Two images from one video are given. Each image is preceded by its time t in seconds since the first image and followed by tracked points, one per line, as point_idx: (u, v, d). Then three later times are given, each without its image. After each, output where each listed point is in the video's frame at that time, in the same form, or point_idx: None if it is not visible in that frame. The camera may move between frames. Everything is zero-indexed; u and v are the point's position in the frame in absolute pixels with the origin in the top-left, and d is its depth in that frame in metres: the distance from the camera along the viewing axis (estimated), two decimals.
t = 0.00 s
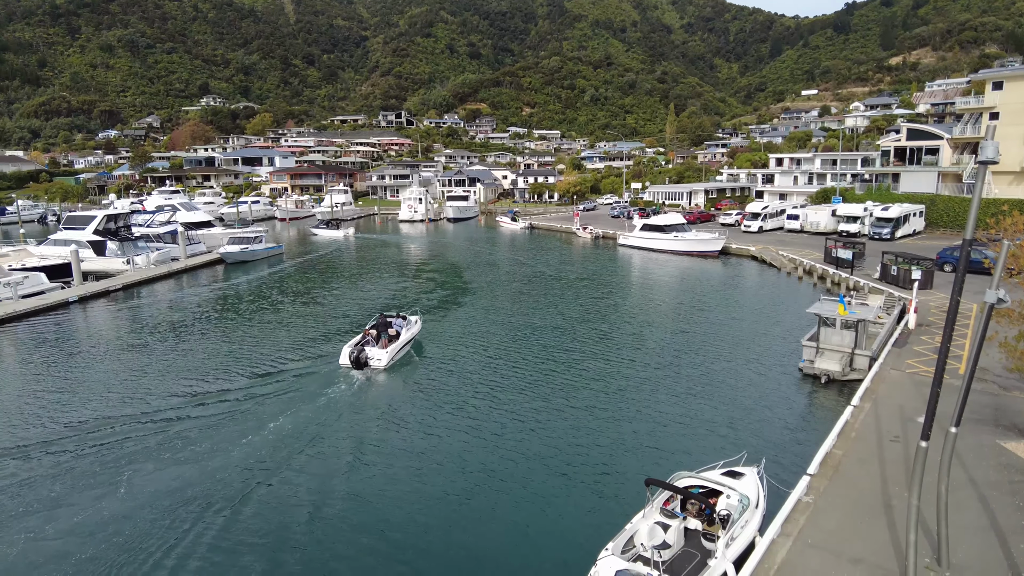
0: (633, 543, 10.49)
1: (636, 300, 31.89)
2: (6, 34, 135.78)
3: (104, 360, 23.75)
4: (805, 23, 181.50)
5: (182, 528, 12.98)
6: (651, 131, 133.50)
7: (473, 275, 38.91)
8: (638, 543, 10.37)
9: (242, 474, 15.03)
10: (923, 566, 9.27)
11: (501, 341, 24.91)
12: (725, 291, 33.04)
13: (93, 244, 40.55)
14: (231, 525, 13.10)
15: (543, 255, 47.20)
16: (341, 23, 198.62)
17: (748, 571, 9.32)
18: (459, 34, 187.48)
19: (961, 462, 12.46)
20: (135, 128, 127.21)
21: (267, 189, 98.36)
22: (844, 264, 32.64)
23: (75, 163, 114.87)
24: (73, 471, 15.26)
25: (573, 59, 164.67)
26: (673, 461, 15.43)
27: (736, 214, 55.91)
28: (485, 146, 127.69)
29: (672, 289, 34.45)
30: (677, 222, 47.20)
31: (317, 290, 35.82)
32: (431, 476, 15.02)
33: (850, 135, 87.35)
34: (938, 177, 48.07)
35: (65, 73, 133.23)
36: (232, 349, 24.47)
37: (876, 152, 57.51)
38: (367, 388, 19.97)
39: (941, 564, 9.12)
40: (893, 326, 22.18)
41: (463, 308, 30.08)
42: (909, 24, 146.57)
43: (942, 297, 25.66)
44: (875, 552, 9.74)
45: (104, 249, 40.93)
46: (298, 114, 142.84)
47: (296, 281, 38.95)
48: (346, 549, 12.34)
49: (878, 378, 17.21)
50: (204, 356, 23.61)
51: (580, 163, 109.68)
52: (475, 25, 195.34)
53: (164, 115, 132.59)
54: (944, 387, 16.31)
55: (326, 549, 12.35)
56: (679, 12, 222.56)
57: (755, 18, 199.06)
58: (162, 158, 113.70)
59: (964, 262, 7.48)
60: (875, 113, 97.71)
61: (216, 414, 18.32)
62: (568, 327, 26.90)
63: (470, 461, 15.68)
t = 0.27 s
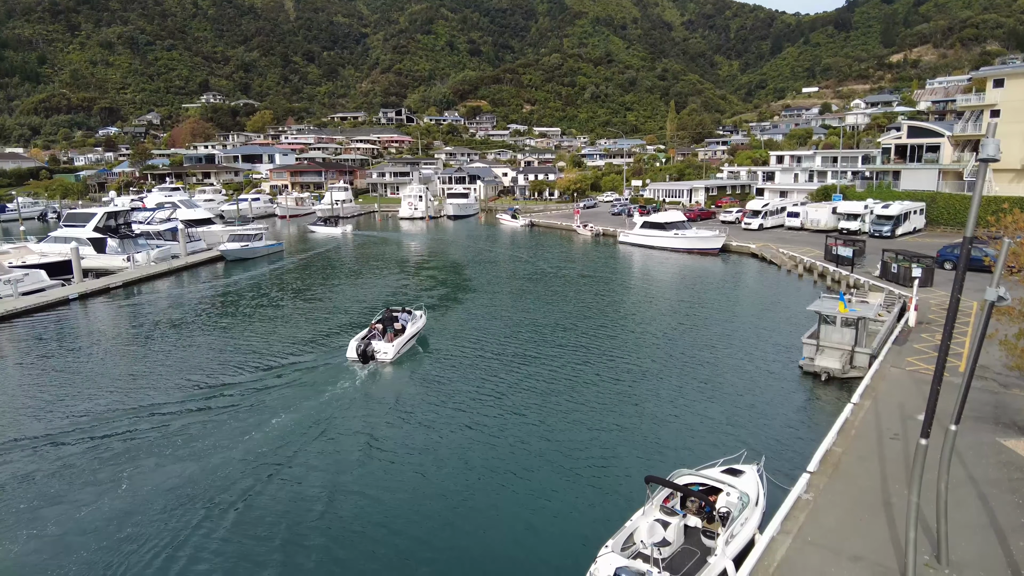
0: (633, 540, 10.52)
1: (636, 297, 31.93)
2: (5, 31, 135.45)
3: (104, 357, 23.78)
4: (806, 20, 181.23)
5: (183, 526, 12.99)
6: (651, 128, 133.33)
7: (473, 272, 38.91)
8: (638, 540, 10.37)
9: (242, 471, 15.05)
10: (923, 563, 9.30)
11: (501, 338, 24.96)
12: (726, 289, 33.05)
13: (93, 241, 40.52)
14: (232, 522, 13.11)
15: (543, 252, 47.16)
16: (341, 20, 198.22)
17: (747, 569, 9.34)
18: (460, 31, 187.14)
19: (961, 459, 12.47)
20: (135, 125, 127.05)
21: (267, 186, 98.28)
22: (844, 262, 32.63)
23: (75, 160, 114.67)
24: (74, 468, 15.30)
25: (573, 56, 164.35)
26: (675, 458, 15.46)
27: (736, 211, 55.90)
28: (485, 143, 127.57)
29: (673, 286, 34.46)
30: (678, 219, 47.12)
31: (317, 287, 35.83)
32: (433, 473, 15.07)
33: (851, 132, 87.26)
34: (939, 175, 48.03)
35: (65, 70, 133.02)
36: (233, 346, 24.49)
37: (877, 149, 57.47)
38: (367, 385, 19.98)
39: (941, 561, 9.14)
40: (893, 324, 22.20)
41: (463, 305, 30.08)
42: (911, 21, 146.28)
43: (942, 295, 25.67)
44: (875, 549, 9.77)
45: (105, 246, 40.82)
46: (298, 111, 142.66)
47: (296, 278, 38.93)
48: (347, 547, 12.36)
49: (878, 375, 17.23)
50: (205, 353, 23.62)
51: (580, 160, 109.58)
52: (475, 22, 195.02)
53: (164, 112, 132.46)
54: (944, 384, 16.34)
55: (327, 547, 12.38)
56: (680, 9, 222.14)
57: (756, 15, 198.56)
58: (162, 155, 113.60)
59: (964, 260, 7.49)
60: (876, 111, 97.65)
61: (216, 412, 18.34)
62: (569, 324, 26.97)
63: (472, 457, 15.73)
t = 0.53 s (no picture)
0: (633, 539, 10.52)
1: (637, 296, 31.98)
2: (5, 29, 135.35)
3: (105, 355, 23.82)
4: (807, 19, 181.00)
5: (183, 524, 13.00)
6: (652, 127, 133.20)
7: (473, 271, 38.92)
8: (638, 539, 10.35)
9: (243, 470, 15.06)
10: (923, 562, 9.30)
11: (501, 336, 25.00)
12: (726, 288, 33.07)
13: (93, 239, 40.58)
14: (232, 521, 13.10)
15: (543, 251, 47.15)
16: (341, 18, 198.00)
17: (747, 567, 9.35)
18: (460, 30, 186.95)
19: (961, 459, 12.48)
20: (135, 124, 126.97)
21: (267, 184, 98.24)
22: (844, 261, 32.63)
23: (75, 159, 114.64)
24: (75, 466, 15.33)
25: (574, 55, 164.13)
26: (675, 456, 15.50)
27: (736, 210, 55.90)
28: (486, 142, 127.49)
29: (673, 285, 34.50)
30: (678, 218, 47.11)
31: (317, 286, 35.83)
32: (434, 470, 15.12)
33: (852, 131, 87.15)
34: (939, 174, 48.00)
35: (65, 69, 132.91)
36: (233, 344, 24.53)
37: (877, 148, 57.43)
38: (367, 384, 19.99)
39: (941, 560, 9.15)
40: (893, 323, 22.17)
41: (463, 304, 30.10)
42: (912, 20, 146.06)
43: (943, 294, 25.66)
44: (874, 549, 9.78)
45: (105, 245, 40.79)
46: (298, 110, 142.57)
47: (297, 277, 38.95)
48: (347, 546, 12.35)
49: (878, 375, 17.24)
50: (205, 352, 23.65)
51: (581, 159, 109.49)
52: (475, 20, 194.79)
53: (165, 111, 132.41)
54: (944, 384, 16.33)
55: (327, 546, 12.36)
56: (681, 7, 221.83)
57: (757, 13, 198.29)
58: (163, 154, 113.53)
59: (965, 259, 7.50)
60: (877, 110, 97.64)
61: (217, 410, 18.37)
62: (569, 323, 27.03)
63: (473, 455, 15.77)
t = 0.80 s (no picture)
0: (633, 539, 10.50)
1: (637, 294, 32.03)
2: (6, 28, 135.39)
3: (106, 354, 23.89)
4: (808, 17, 180.86)
5: (183, 524, 12.99)
6: (652, 126, 133.19)
7: (474, 270, 38.94)
8: (638, 538, 10.33)
9: (243, 469, 15.06)
10: (922, 561, 9.33)
11: (502, 335, 25.07)
12: (727, 287, 33.10)
13: (94, 238, 40.65)
14: (233, 520, 13.10)
15: (544, 251, 47.14)
16: (342, 17, 197.98)
17: (747, 566, 9.36)
18: (460, 29, 186.87)
19: (961, 458, 12.48)
20: (136, 123, 127.02)
21: (268, 183, 98.25)
22: (845, 260, 32.61)
23: (75, 158, 114.71)
24: (76, 464, 15.35)
25: (574, 54, 164.09)
26: (677, 455, 15.54)
27: (737, 210, 55.87)
28: (486, 141, 127.50)
29: (673, 284, 34.55)
30: (679, 217, 47.08)
31: (317, 284, 35.85)
32: (436, 467, 15.18)
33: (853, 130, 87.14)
34: (941, 173, 47.96)
35: (65, 68, 132.95)
36: (234, 343, 24.58)
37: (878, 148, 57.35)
38: (368, 383, 20.00)
39: (941, 560, 9.15)
40: (894, 322, 22.16)
41: (463, 303, 30.12)
42: (913, 19, 145.98)
43: (943, 293, 25.66)
44: (874, 548, 9.79)
45: (106, 244, 40.81)
46: (299, 109, 142.58)
47: (297, 276, 38.96)
48: (347, 545, 12.35)
49: (879, 374, 17.24)
50: (206, 350, 23.69)
51: (581, 158, 109.50)
52: (476, 20, 194.71)
53: (165, 110, 132.43)
54: (945, 383, 16.32)
55: (328, 545, 12.36)
56: (682, 6, 221.75)
57: (757, 13, 198.13)
58: (163, 153, 113.55)
59: (966, 258, 7.48)
60: (878, 109, 97.63)
61: (218, 408, 18.40)
62: (570, 321, 27.11)
63: (474, 453, 15.82)
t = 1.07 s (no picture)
0: (633, 538, 10.50)
1: (636, 294, 32.07)
2: (7, 27, 135.43)
3: (107, 352, 23.93)
4: (809, 17, 180.69)
5: (183, 524, 12.98)
6: (653, 126, 133.17)
7: (475, 269, 38.96)
8: (638, 538, 10.27)
9: (244, 469, 15.05)
10: (923, 560, 9.34)
11: (503, 334, 25.12)
12: (727, 286, 33.12)
13: (94, 238, 40.73)
14: (233, 520, 13.10)
15: (544, 250, 47.17)
16: (342, 17, 197.92)
17: (747, 567, 9.36)
18: (461, 28, 186.81)
19: (962, 458, 12.48)
20: (137, 122, 127.14)
21: (268, 182, 98.28)
22: (846, 260, 32.61)
23: (76, 157, 114.75)
24: (75, 464, 15.36)
25: (575, 53, 164.10)
26: (678, 453, 15.60)
27: (738, 209, 55.87)
28: (487, 141, 127.52)
29: (673, 283, 34.59)
30: (679, 216, 47.09)
31: (318, 284, 35.88)
32: (439, 466, 15.22)
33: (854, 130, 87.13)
34: (941, 173, 47.96)
35: (66, 67, 133.02)
36: (235, 342, 24.59)
37: (879, 147, 57.37)
38: (368, 382, 20.01)
39: (941, 559, 9.15)
40: (895, 322, 22.14)
41: (464, 303, 30.13)
42: (914, 18, 146.03)
43: (944, 292, 25.70)
44: (874, 548, 9.79)
45: (106, 243, 40.83)
46: (300, 109, 142.66)
47: (297, 275, 38.97)
48: (348, 544, 12.35)
49: (880, 374, 17.24)
50: (207, 349, 23.71)
51: (582, 158, 109.58)
52: (477, 19, 194.61)
53: (166, 110, 132.43)
54: (945, 383, 16.33)
55: (329, 545, 12.36)
56: (683, 6, 221.64)
57: (758, 12, 197.95)
58: (164, 152, 113.55)
59: (966, 258, 7.48)
60: (879, 109, 97.61)
61: (219, 407, 18.42)
62: (571, 320, 27.15)
63: (476, 451, 15.87)
